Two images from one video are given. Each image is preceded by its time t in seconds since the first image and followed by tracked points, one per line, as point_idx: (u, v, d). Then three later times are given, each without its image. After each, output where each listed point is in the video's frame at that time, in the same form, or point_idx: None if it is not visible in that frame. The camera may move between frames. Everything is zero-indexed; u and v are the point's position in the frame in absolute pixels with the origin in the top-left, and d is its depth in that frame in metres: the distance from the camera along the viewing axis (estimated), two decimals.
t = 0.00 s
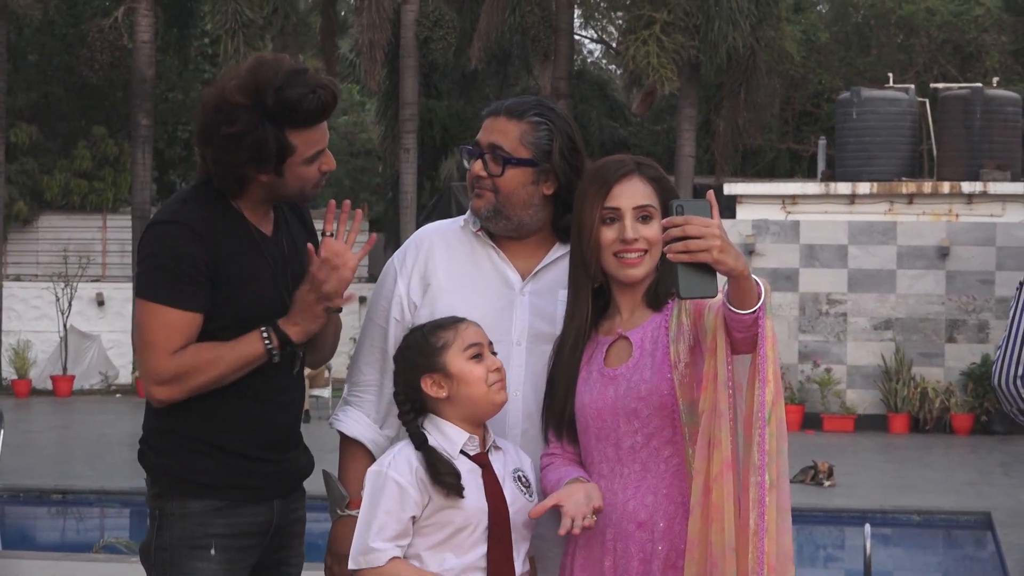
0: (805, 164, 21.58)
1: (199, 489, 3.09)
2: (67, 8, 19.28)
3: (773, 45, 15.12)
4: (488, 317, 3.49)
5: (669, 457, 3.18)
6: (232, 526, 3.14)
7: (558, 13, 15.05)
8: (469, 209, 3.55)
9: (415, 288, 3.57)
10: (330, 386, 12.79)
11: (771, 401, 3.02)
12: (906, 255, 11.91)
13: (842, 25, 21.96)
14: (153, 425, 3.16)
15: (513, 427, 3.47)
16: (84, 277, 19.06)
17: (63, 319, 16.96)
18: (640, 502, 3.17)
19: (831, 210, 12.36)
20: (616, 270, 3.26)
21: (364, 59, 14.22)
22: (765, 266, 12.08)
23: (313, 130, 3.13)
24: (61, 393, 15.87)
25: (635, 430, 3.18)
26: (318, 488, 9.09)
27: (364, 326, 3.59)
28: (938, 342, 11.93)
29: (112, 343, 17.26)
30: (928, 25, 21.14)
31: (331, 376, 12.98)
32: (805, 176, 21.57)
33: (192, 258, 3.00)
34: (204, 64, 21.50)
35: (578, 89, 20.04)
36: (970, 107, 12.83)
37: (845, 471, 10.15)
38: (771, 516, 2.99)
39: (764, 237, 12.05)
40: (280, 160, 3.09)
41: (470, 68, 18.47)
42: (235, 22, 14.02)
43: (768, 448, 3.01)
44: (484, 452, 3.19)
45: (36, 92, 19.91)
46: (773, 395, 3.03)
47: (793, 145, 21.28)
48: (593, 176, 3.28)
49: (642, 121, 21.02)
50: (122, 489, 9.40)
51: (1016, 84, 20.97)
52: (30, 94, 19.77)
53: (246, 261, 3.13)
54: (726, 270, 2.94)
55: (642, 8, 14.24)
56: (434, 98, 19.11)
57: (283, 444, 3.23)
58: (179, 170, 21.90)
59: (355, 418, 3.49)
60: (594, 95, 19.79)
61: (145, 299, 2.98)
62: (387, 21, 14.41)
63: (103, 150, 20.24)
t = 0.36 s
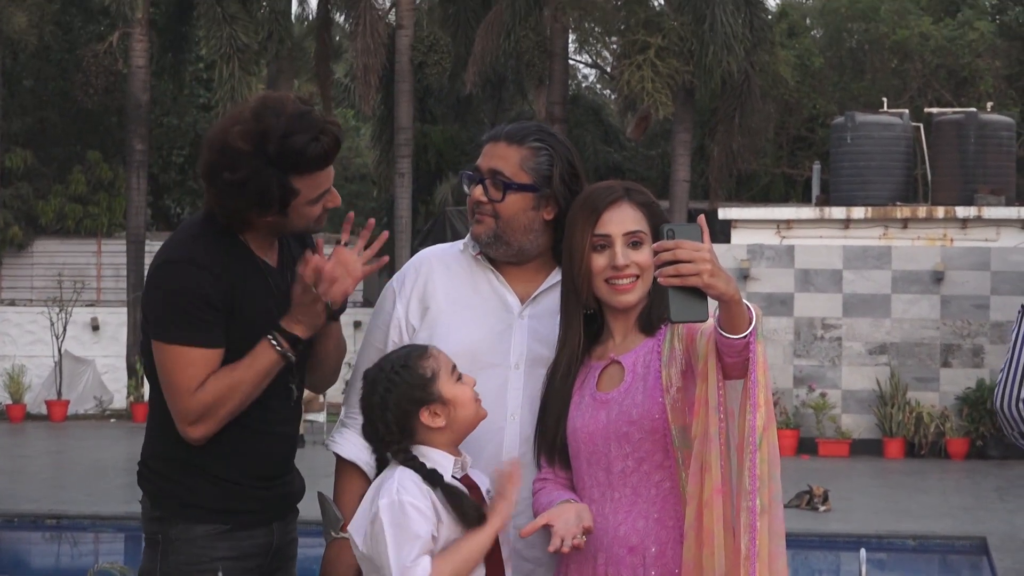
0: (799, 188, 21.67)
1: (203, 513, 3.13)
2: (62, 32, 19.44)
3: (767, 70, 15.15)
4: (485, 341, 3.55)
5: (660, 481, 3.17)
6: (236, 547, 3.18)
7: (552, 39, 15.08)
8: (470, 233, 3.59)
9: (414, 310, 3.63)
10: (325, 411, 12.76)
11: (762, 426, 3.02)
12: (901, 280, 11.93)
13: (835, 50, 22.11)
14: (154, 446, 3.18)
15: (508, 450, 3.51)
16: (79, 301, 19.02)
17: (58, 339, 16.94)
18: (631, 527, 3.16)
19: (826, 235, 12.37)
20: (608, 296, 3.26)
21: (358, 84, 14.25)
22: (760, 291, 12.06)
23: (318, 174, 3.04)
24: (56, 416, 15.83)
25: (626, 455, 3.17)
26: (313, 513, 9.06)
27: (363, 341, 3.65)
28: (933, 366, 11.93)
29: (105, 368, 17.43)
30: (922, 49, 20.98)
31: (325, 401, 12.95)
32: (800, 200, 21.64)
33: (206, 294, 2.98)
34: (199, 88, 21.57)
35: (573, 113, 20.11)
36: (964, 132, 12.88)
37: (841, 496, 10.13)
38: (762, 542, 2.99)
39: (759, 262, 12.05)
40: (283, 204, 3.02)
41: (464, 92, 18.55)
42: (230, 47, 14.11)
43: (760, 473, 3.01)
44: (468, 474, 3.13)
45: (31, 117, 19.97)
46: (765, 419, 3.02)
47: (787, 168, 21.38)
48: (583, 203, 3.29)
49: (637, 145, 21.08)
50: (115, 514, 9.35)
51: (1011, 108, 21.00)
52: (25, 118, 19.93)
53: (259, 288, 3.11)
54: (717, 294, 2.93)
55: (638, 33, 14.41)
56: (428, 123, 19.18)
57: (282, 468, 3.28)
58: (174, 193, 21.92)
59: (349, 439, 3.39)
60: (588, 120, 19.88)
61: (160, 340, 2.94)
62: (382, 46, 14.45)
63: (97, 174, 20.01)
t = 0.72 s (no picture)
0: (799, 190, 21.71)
1: (209, 514, 3.13)
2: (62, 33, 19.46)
3: (767, 71, 15.14)
4: (488, 343, 3.56)
5: (661, 482, 3.16)
6: (238, 549, 3.19)
7: (553, 40, 15.08)
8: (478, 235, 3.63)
9: (418, 311, 3.66)
10: (324, 411, 12.75)
11: (755, 428, 3.05)
12: (900, 282, 11.94)
13: (834, 53, 22.16)
14: (156, 447, 3.18)
15: (512, 453, 3.49)
16: (78, 302, 19.03)
17: (57, 339, 16.95)
18: (632, 527, 3.14)
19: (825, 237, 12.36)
20: (602, 301, 3.27)
21: (358, 86, 14.22)
22: (760, 292, 12.09)
23: (323, 181, 3.07)
24: (54, 416, 15.82)
25: (627, 454, 3.17)
26: (312, 513, 9.05)
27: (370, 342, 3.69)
28: (932, 368, 11.94)
29: (105, 368, 17.54)
30: (922, 52, 20.91)
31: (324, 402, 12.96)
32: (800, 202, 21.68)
33: (218, 304, 2.99)
34: (198, 89, 21.59)
35: (573, 115, 20.12)
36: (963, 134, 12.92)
37: (840, 497, 10.13)
38: (756, 543, 2.99)
39: (758, 263, 12.06)
40: (287, 210, 3.02)
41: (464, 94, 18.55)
42: (229, 48, 14.12)
43: (754, 475, 3.03)
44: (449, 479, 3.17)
45: (30, 117, 20.00)
46: (759, 422, 3.05)
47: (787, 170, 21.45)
48: (579, 208, 3.31)
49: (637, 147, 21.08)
50: (115, 514, 9.35)
51: (1010, 110, 20.97)
52: (25, 119, 19.92)
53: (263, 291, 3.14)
54: (707, 297, 2.94)
55: (637, 35, 14.42)
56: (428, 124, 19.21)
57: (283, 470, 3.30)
58: (173, 193, 21.91)
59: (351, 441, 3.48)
60: (588, 122, 19.88)
61: (179, 358, 2.94)
62: (381, 47, 14.44)
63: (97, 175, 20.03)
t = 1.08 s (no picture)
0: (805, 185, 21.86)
1: (211, 510, 3.08)
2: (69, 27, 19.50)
3: (774, 65, 15.11)
4: (500, 336, 3.48)
5: (670, 477, 3.04)
6: (243, 545, 3.15)
7: (559, 34, 15.13)
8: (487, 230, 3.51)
9: (425, 306, 3.58)
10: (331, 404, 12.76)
11: (759, 425, 2.88)
12: (907, 276, 11.92)
13: (841, 47, 21.95)
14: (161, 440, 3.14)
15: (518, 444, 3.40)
16: (85, 296, 19.13)
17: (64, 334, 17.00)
18: (639, 521, 3.01)
19: (831, 232, 12.26)
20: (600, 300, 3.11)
21: (365, 80, 14.22)
22: (766, 287, 12.09)
23: (348, 171, 2.96)
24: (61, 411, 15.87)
25: (637, 449, 3.04)
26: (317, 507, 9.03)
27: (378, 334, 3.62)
28: (938, 363, 11.94)
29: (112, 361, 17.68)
30: (929, 47, 20.81)
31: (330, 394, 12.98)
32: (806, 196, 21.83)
33: (211, 300, 2.81)
34: (205, 83, 21.65)
35: (580, 109, 20.20)
36: (970, 128, 12.91)
37: (847, 492, 10.11)
38: (759, 539, 2.85)
39: (764, 258, 12.07)
40: (312, 198, 2.89)
41: (471, 88, 18.58)
42: (236, 42, 14.16)
43: (758, 471, 2.87)
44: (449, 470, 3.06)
45: (37, 111, 20.00)
46: (764, 418, 2.89)
47: (793, 165, 21.64)
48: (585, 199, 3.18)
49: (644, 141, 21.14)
50: (120, 507, 9.34)
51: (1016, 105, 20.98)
52: (31, 112, 20.00)
53: (276, 297, 2.95)
54: (708, 293, 2.77)
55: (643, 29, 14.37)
56: (434, 118, 19.27)
57: (292, 467, 3.25)
58: (180, 188, 21.96)
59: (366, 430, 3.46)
60: (595, 116, 19.94)
61: (144, 325, 2.76)
62: (388, 41, 14.46)
63: (104, 168, 20.14)
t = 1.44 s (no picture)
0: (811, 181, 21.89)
1: (227, 504, 3.12)
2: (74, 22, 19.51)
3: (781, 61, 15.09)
4: (508, 330, 3.48)
5: (680, 474, 3.04)
6: (258, 539, 3.18)
7: (566, 30, 15.17)
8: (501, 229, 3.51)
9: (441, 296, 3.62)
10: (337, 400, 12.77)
11: (774, 421, 2.86)
12: (912, 273, 11.94)
13: (848, 43, 21.91)
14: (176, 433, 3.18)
15: (523, 439, 3.40)
16: (90, 291, 19.14)
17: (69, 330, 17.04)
18: (650, 518, 3.02)
19: (836, 228, 12.29)
20: (626, 288, 3.14)
21: (371, 76, 14.21)
22: (772, 283, 12.10)
23: (367, 164, 3.06)
24: (66, 406, 15.91)
25: (647, 446, 3.04)
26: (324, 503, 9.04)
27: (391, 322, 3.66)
28: (944, 359, 11.93)
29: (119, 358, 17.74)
30: (936, 42, 20.72)
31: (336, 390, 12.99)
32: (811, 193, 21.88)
33: (222, 293, 2.97)
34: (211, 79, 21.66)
35: (586, 105, 20.21)
36: (977, 124, 12.91)
37: (852, 489, 10.12)
38: (769, 536, 2.82)
39: (770, 254, 12.08)
40: (331, 185, 3.00)
41: (477, 84, 18.58)
42: (242, 37, 14.15)
43: (769, 468, 2.85)
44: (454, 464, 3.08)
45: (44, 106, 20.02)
46: (777, 415, 2.86)
47: (799, 161, 21.69)
48: (602, 196, 3.17)
49: (650, 137, 21.14)
50: (126, 502, 9.35)
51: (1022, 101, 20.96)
52: (38, 108, 20.08)
53: (289, 292, 3.10)
54: (727, 289, 2.76)
55: (650, 26, 14.44)
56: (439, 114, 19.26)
57: (307, 463, 3.28)
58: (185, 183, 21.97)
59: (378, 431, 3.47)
60: (601, 112, 19.95)
61: (159, 314, 2.97)
62: (394, 36, 14.46)
63: (110, 164, 20.17)
